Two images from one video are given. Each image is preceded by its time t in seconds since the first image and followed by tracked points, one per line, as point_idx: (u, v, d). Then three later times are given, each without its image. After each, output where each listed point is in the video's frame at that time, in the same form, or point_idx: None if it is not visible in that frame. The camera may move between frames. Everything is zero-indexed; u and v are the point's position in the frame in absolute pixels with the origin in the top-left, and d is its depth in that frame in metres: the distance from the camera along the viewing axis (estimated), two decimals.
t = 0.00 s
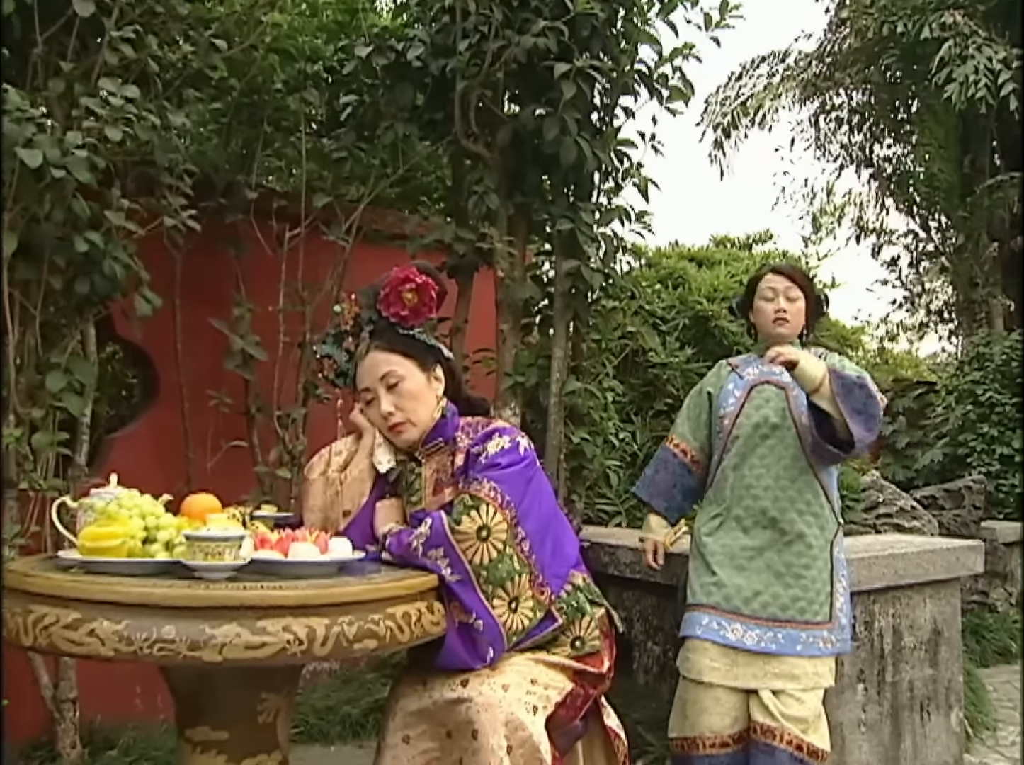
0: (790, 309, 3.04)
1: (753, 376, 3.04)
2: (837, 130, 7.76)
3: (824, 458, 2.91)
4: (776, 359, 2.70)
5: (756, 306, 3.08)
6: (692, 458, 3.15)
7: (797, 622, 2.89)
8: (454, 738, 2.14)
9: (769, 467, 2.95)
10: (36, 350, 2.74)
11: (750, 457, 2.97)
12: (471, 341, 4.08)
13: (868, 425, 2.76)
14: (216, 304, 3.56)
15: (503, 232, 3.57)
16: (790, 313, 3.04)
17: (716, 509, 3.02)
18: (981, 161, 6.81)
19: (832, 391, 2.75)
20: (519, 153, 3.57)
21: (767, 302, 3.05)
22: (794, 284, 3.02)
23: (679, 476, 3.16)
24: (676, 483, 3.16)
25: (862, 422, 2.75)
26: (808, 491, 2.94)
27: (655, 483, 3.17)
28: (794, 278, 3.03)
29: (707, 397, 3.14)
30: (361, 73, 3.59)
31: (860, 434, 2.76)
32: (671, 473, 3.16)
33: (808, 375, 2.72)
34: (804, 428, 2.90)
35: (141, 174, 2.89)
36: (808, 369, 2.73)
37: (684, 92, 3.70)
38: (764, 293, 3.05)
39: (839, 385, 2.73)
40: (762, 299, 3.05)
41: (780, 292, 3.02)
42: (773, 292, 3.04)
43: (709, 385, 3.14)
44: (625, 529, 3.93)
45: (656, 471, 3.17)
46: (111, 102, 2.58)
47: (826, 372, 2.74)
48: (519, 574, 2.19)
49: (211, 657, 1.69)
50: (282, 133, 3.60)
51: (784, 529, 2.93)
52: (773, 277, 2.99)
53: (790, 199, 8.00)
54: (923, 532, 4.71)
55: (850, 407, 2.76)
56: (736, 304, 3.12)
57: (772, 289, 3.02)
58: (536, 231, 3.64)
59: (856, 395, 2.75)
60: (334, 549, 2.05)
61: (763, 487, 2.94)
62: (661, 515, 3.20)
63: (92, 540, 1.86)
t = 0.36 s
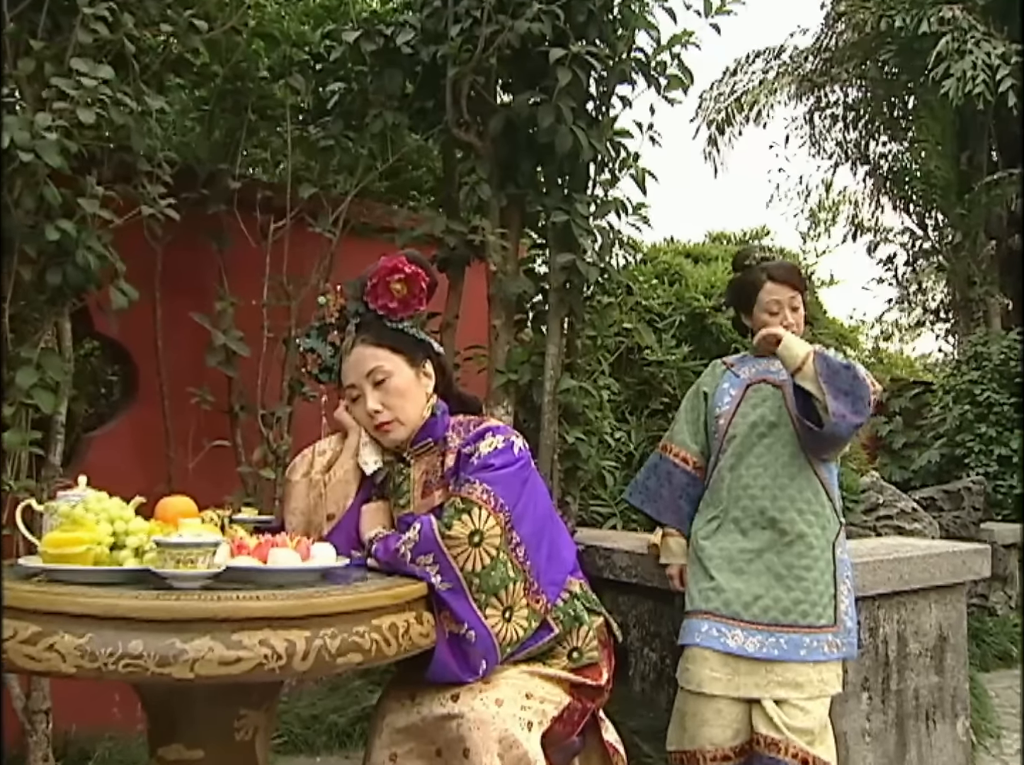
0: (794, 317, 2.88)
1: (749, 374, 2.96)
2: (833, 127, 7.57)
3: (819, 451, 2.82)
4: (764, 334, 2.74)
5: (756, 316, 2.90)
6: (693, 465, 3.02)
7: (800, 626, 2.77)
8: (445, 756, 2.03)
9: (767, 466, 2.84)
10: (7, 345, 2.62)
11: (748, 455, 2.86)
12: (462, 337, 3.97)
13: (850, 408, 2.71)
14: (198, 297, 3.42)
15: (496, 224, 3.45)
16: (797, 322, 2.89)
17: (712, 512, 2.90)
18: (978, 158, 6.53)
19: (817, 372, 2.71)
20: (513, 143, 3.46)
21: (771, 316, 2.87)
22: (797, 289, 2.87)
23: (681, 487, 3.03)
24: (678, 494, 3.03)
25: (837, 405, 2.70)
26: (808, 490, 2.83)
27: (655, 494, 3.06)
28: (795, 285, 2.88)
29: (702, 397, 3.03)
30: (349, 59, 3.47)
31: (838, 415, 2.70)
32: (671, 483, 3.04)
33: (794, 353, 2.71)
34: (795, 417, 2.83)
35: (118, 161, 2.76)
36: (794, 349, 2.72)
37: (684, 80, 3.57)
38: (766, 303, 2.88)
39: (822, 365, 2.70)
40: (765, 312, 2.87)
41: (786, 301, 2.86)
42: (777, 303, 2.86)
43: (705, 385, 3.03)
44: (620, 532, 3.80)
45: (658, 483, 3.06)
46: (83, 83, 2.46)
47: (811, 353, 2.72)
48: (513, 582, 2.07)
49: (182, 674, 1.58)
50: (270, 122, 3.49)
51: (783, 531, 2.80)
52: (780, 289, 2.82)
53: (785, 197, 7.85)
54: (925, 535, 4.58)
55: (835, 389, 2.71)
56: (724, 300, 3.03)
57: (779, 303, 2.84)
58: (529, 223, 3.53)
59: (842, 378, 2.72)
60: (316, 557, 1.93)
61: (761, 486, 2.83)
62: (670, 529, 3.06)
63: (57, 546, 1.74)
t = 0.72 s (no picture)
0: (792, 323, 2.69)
1: (750, 370, 2.83)
2: (829, 123, 7.26)
3: (820, 451, 2.68)
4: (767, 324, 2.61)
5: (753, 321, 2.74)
6: (692, 466, 2.90)
7: (804, 633, 2.63)
8: None
9: (768, 466, 2.71)
10: None
11: (748, 454, 2.74)
12: (452, 332, 3.84)
13: (852, 407, 2.55)
14: (179, 290, 3.26)
15: (488, 214, 3.32)
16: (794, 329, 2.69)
17: (712, 513, 2.77)
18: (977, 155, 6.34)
19: (817, 369, 2.56)
20: (506, 130, 3.34)
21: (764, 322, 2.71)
22: (793, 295, 2.66)
23: (680, 489, 2.90)
24: (676, 496, 2.91)
25: (836, 402, 2.55)
26: (811, 490, 2.69)
27: (653, 497, 2.94)
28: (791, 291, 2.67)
29: (702, 395, 2.92)
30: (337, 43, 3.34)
31: (838, 413, 2.54)
32: (670, 485, 2.91)
33: (796, 348, 2.58)
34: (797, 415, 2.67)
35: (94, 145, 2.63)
36: (797, 344, 2.58)
37: (684, 67, 3.44)
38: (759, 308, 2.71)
39: (824, 361, 2.55)
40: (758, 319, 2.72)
41: (779, 309, 2.67)
42: (770, 311, 2.68)
43: (704, 382, 2.92)
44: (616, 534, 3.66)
45: (655, 486, 2.94)
46: (54, 60, 2.33)
47: (814, 348, 2.58)
48: (509, 591, 1.98)
49: (149, 693, 1.46)
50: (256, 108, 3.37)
51: (784, 533, 2.67)
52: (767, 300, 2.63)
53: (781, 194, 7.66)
54: (927, 538, 4.44)
55: (836, 388, 2.56)
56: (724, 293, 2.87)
57: (766, 312, 2.67)
58: (523, 213, 3.40)
59: (844, 377, 2.56)
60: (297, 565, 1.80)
61: (762, 487, 2.70)
62: (671, 535, 2.93)
63: (17, 554, 1.61)
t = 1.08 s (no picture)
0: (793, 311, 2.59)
1: (756, 364, 2.71)
2: (824, 120, 6.99)
3: (831, 453, 2.56)
4: (774, 319, 2.45)
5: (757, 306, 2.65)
6: (695, 464, 2.77)
7: (813, 641, 2.52)
8: None
9: (776, 466, 2.59)
10: None
11: (754, 454, 2.61)
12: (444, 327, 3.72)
13: (864, 407, 2.40)
14: (158, 282, 3.13)
15: (482, 204, 3.19)
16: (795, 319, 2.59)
17: (716, 514, 2.64)
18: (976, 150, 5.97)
19: (826, 369, 2.40)
20: (500, 116, 3.21)
21: (765, 307, 2.62)
22: (795, 284, 2.56)
23: (683, 488, 2.78)
24: (678, 496, 2.79)
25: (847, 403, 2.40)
26: (820, 493, 2.58)
27: (654, 497, 2.82)
28: (795, 279, 2.56)
29: (706, 389, 2.80)
30: (323, 26, 3.21)
31: (850, 415, 2.39)
32: (673, 484, 2.79)
33: (805, 346, 2.42)
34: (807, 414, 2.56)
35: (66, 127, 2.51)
36: (805, 341, 2.43)
37: (684, 51, 3.32)
38: (761, 293, 2.62)
39: (834, 360, 2.40)
40: (759, 303, 2.62)
41: (779, 296, 2.57)
42: (770, 296, 2.59)
43: (709, 377, 2.80)
44: (612, 536, 3.54)
45: (657, 484, 2.82)
46: (21, 36, 2.20)
47: (823, 345, 2.42)
48: (504, 599, 1.85)
49: (109, 717, 1.33)
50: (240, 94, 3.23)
51: (793, 536, 2.55)
52: (767, 286, 2.54)
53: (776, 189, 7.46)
54: (930, 540, 4.29)
55: (846, 388, 2.40)
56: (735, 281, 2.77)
57: (767, 296, 2.58)
58: (517, 203, 3.28)
59: (855, 376, 2.40)
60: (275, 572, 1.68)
61: (769, 488, 2.58)
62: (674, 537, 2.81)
63: None
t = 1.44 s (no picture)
0: (801, 296, 2.51)
1: (763, 362, 2.59)
2: (822, 114, 6.59)
3: (842, 458, 2.44)
4: (787, 320, 2.32)
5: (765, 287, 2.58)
6: (700, 467, 2.65)
7: (824, 655, 2.39)
8: None
9: (785, 471, 2.46)
10: None
11: (762, 457, 2.48)
12: (436, 323, 3.59)
13: (881, 414, 2.27)
14: (138, 274, 2.99)
15: (476, 195, 3.06)
16: (803, 303, 2.51)
17: (722, 522, 2.52)
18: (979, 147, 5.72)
19: (842, 371, 2.27)
20: (495, 104, 3.08)
21: (773, 287, 2.54)
22: (808, 268, 2.49)
23: (688, 493, 2.66)
24: (683, 501, 2.67)
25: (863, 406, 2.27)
26: (831, 499, 2.45)
27: (658, 502, 2.69)
28: (809, 263, 2.49)
29: (711, 388, 2.67)
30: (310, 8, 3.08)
31: (867, 422, 2.26)
32: (677, 489, 2.67)
33: (819, 349, 2.28)
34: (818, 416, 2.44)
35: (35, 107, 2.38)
36: (819, 344, 2.29)
37: (685, 35, 3.18)
38: (772, 273, 2.54)
39: (850, 363, 2.26)
40: (768, 282, 2.55)
41: (790, 277, 2.50)
42: (780, 276, 2.51)
43: (713, 375, 2.67)
44: (610, 540, 3.41)
45: (661, 489, 2.70)
46: None
47: (837, 347, 2.29)
48: (501, 611, 1.73)
49: (65, 748, 1.20)
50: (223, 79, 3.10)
51: (804, 544, 2.42)
52: (780, 263, 2.47)
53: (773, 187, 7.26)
54: (935, 543, 4.15)
55: (862, 393, 2.27)
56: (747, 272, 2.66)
57: (777, 273, 2.50)
58: (512, 193, 3.15)
59: (871, 380, 2.27)
60: (251, 586, 1.54)
61: (779, 493, 2.45)
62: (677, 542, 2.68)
63: None
